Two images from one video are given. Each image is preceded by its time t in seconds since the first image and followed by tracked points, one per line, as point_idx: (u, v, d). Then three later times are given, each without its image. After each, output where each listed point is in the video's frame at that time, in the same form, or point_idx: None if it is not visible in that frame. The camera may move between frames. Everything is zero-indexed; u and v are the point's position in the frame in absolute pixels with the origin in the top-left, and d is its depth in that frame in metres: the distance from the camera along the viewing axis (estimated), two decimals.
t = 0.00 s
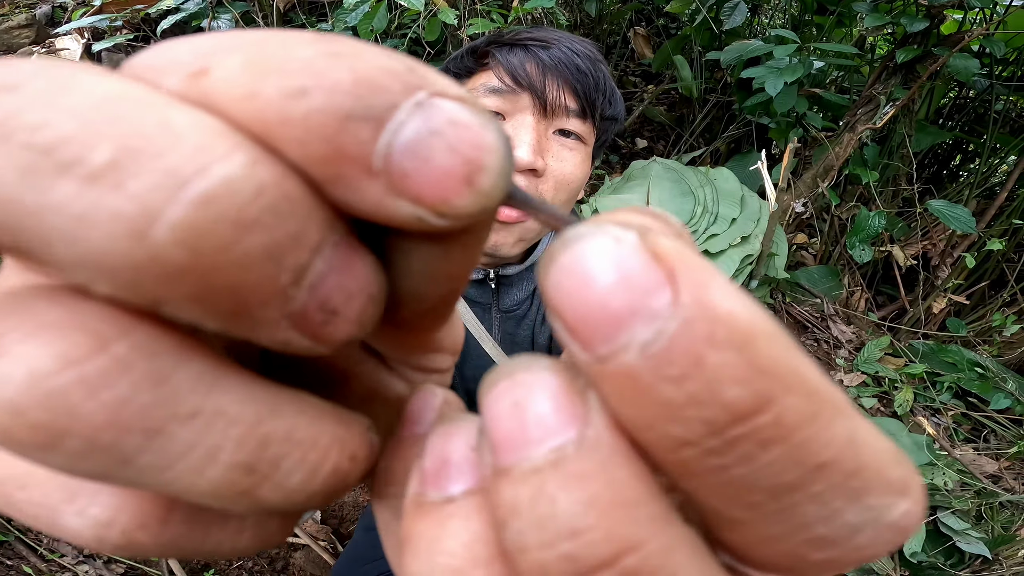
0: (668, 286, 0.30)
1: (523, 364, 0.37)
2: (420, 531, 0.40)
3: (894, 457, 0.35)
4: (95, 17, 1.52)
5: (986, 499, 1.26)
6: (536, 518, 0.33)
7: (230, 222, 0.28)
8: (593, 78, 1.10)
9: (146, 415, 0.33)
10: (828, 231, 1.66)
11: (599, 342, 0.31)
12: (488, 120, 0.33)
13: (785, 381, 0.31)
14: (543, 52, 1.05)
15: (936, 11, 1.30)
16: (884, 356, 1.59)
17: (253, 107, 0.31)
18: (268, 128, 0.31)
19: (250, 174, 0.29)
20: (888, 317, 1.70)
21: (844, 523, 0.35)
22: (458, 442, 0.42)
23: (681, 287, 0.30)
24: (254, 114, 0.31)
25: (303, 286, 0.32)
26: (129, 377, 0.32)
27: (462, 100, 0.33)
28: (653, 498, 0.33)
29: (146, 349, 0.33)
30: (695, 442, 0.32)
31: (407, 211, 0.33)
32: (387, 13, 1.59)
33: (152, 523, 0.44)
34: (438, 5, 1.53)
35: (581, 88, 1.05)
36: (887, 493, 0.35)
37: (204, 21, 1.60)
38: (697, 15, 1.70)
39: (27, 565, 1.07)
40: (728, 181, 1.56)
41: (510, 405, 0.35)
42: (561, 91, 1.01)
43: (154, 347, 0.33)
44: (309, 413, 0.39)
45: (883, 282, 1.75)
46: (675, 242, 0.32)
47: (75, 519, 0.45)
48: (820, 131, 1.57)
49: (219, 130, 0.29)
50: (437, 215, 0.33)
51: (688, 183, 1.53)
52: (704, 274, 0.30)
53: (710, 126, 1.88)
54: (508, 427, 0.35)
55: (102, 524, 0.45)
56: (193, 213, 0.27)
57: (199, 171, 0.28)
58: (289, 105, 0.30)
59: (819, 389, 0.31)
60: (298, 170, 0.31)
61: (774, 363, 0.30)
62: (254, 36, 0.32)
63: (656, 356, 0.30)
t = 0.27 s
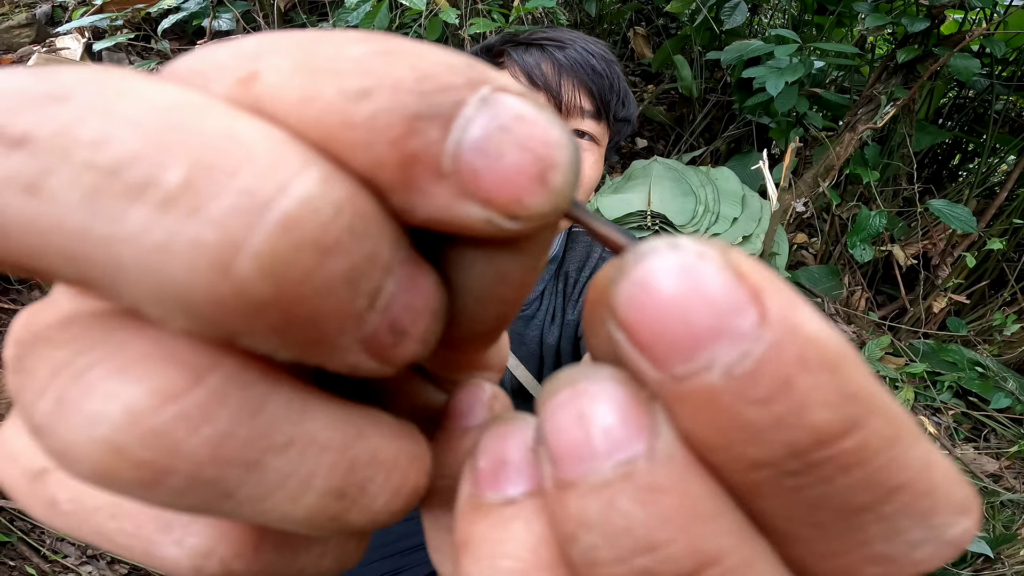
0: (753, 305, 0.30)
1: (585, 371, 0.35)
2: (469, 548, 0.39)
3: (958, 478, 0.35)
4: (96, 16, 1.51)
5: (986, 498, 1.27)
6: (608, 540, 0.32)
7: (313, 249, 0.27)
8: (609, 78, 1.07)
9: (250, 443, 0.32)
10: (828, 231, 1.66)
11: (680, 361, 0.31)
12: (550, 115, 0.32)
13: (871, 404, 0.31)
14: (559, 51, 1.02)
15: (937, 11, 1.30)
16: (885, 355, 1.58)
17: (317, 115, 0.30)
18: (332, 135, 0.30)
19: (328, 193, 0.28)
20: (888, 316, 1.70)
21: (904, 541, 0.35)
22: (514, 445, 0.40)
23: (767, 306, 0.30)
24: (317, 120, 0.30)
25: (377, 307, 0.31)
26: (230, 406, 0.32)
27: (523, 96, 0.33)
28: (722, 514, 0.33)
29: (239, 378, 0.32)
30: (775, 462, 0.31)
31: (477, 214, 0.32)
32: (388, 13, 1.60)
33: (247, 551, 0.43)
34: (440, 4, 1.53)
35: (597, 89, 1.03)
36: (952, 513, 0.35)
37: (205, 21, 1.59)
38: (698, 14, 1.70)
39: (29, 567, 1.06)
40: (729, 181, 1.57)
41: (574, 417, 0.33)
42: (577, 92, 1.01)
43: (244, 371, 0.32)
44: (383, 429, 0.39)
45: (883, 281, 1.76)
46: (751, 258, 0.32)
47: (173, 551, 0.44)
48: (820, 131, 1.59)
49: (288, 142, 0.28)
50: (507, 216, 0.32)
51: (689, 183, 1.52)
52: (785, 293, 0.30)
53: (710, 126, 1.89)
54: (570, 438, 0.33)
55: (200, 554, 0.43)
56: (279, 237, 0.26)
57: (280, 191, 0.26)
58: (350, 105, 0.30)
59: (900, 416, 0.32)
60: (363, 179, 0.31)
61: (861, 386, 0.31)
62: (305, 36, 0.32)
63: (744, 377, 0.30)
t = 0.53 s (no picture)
0: (745, 330, 0.29)
1: (571, 390, 0.35)
2: (448, 566, 0.39)
3: (952, 504, 0.35)
4: (94, 15, 1.50)
5: (986, 498, 1.27)
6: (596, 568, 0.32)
7: (302, 299, 0.26)
8: (612, 79, 1.07)
9: (240, 488, 0.32)
10: (828, 230, 1.66)
11: (662, 385, 0.30)
12: (561, 136, 0.29)
13: (865, 435, 0.30)
14: (562, 52, 1.02)
15: (937, 11, 1.31)
16: (884, 355, 1.59)
17: (308, 144, 0.28)
18: (321, 166, 0.28)
19: (318, 236, 0.26)
20: (887, 315, 1.71)
21: (891, 569, 0.34)
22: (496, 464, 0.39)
23: (760, 332, 0.29)
24: (307, 148, 0.28)
25: (373, 351, 0.30)
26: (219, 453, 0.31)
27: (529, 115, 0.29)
28: (703, 542, 0.33)
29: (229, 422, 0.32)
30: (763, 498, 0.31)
31: (483, 250, 0.29)
32: (388, 12, 1.60)
33: None
34: (439, 4, 1.53)
35: (600, 91, 1.03)
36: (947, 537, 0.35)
37: (204, 20, 1.59)
38: (697, 14, 1.70)
39: (28, 567, 1.05)
40: (729, 180, 1.57)
41: (556, 438, 0.34)
42: (581, 93, 1.00)
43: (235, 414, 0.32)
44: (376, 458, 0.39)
45: (883, 281, 1.75)
46: (748, 282, 0.31)
47: None
48: (821, 131, 1.58)
49: (272, 178, 0.26)
50: (515, 250, 0.29)
51: (689, 182, 1.53)
52: (782, 320, 0.29)
53: (709, 126, 1.89)
54: (553, 459, 0.33)
55: None
56: (263, 288, 0.25)
57: (265, 238, 0.25)
58: (342, 131, 0.28)
59: (894, 443, 0.31)
60: (359, 212, 0.28)
61: (854, 415, 0.30)
62: (297, 50, 0.30)
63: (728, 401, 0.29)
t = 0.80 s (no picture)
0: (644, 387, 0.28)
1: (493, 434, 0.37)
2: None
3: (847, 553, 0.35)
4: (91, 16, 1.50)
5: (983, 498, 1.26)
6: None
7: (230, 376, 0.28)
8: (604, 84, 1.06)
9: (191, 527, 0.34)
10: (825, 231, 1.67)
11: (566, 437, 0.28)
12: (489, 188, 0.30)
13: (752, 494, 0.29)
14: (553, 57, 1.02)
15: (933, 11, 1.31)
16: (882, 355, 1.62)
17: (231, 215, 0.28)
18: (243, 237, 0.28)
19: (242, 317, 0.27)
20: (885, 316, 1.71)
21: None
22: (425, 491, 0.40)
23: (658, 389, 0.28)
24: (229, 219, 0.28)
25: (311, 410, 0.32)
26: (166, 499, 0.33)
27: (457, 169, 0.30)
28: None
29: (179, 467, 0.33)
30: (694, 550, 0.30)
31: (415, 307, 0.30)
32: (385, 12, 1.59)
33: None
34: (436, 4, 1.52)
35: (592, 96, 1.02)
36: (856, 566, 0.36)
37: (201, 21, 1.60)
38: (695, 15, 1.69)
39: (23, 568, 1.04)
40: (726, 180, 1.56)
41: (474, 480, 0.35)
42: (572, 99, 0.98)
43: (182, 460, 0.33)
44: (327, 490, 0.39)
45: (880, 281, 1.75)
46: (655, 335, 0.30)
47: None
48: (818, 132, 1.58)
49: (196, 257, 0.27)
50: (445, 307, 0.30)
51: (687, 183, 1.52)
52: (685, 375, 0.28)
53: (706, 126, 1.89)
54: (468, 501, 0.35)
55: None
56: (190, 370, 0.27)
57: (187, 324, 0.26)
58: (261, 199, 0.28)
59: (784, 501, 0.31)
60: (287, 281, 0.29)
61: (742, 476, 0.29)
62: (216, 107, 0.30)
63: (621, 461, 0.28)
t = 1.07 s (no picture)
0: (602, 424, 0.27)
1: (457, 459, 0.37)
2: None
3: None
4: (88, 16, 1.51)
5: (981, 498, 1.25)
6: None
7: (204, 420, 0.29)
8: (603, 85, 1.06)
9: (156, 550, 0.34)
10: (824, 230, 1.67)
11: (521, 465, 0.27)
12: (424, 184, 0.25)
13: (697, 539, 0.30)
14: (552, 58, 1.02)
15: (931, 11, 1.31)
16: (880, 355, 1.62)
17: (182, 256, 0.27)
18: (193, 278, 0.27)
19: (215, 366, 0.28)
20: (883, 315, 1.71)
21: None
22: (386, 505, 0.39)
23: (615, 428, 0.27)
24: (166, 260, 0.27)
25: (287, 441, 0.34)
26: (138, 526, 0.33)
27: (389, 169, 0.26)
28: None
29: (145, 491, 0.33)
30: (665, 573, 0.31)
31: (355, 325, 0.26)
32: (384, 12, 1.59)
33: None
34: (435, 4, 1.52)
35: (591, 98, 1.01)
36: None
37: (199, 21, 1.60)
38: (693, 14, 1.69)
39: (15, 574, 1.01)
40: (725, 180, 1.55)
41: (431, 500, 0.35)
42: (571, 100, 0.97)
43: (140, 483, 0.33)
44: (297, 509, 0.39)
45: (879, 280, 1.75)
46: (618, 374, 0.30)
47: None
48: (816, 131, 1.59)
49: (163, 311, 0.28)
50: (388, 324, 0.25)
51: (685, 182, 1.51)
52: (644, 415, 0.28)
53: (706, 126, 1.89)
54: (425, 520, 0.35)
55: None
56: (169, 418, 0.28)
57: (163, 376, 0.27)
58: (196, 234, 0.26)
59: (733, 543, 0.31)
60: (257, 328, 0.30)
61: (690, 520, 0.29)
62: (151, 139, 0.28)
63: (571, 494, 0.27)
